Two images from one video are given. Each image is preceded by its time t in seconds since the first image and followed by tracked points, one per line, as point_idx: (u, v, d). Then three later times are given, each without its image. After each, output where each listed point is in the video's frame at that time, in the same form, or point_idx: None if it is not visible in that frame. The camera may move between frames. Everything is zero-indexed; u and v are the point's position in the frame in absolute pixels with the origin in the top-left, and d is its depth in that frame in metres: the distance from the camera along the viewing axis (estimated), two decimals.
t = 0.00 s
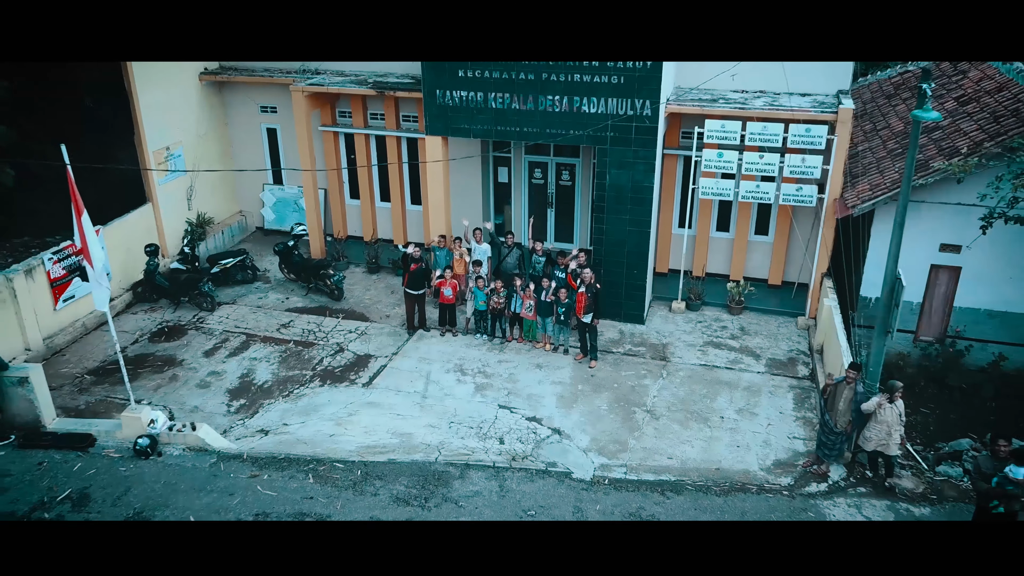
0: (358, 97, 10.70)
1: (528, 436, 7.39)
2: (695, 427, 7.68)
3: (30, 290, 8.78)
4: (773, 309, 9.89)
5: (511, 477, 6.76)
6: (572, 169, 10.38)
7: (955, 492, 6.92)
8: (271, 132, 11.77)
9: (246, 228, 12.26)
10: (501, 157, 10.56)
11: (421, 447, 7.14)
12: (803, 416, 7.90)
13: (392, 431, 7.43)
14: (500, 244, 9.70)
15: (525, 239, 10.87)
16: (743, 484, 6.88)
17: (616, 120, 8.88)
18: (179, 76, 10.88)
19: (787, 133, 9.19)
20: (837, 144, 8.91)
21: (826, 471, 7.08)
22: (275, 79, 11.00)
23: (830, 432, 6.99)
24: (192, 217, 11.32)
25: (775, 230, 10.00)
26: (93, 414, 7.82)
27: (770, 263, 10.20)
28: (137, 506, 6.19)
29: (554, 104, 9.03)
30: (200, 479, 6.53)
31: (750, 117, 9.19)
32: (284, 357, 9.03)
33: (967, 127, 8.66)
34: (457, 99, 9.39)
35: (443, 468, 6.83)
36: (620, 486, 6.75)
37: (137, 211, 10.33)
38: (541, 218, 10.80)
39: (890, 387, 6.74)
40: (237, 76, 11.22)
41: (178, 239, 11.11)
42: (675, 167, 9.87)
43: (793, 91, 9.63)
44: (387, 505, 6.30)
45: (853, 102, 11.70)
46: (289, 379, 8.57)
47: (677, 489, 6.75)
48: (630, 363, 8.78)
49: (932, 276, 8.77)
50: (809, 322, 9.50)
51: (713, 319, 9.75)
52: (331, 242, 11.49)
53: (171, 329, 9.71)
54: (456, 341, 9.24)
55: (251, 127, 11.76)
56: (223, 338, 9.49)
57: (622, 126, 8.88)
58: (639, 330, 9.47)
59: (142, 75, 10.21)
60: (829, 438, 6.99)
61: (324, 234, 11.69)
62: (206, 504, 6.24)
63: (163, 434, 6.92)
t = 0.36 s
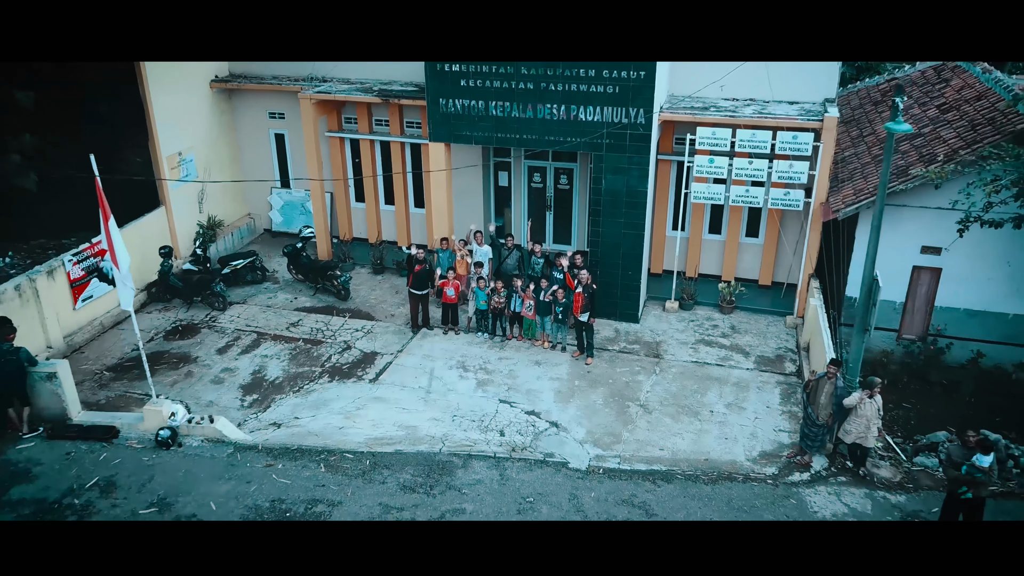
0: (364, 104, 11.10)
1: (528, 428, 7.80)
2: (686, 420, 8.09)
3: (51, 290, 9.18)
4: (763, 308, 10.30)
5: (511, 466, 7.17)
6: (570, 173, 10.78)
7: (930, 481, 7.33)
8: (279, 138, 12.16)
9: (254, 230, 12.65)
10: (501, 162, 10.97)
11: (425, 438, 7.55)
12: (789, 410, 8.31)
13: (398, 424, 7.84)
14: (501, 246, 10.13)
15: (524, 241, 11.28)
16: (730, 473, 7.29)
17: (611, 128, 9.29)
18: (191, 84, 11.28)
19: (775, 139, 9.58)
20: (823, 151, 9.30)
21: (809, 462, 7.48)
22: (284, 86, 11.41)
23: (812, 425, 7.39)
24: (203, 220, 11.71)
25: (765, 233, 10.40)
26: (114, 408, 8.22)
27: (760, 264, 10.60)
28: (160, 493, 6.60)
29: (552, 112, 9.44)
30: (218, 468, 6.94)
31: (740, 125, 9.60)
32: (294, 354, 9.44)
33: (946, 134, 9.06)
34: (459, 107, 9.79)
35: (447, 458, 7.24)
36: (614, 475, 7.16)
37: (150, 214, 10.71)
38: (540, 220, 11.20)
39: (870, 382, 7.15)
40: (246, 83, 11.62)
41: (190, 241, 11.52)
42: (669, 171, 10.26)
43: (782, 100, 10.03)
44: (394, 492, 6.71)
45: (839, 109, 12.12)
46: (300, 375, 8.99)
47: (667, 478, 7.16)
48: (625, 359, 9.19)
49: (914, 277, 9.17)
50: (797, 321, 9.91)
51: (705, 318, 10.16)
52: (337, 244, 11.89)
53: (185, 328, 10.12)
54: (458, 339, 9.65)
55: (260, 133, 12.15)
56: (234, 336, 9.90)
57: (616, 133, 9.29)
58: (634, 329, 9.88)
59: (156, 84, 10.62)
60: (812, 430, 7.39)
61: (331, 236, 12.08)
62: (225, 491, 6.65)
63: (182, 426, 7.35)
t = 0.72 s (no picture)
0: (369, 111, 11.52)
1: (527, 422, 8.24)
2: (677, 414, 8.52)
3: (71, 290, 9.60)
4: (753, 308, 10.72)
5: (511, 457, 7.61)
6: (567, 178, 11.21)
7: (906, 471, 7.77)
8: (287, 143, 12.58)
9: (262, 232, 13.07)
10: (501, 167, 11.39)
11: (430, 431, 7.99)
12: (775, 405, 8.74)
13: (404, 417, 8.27)
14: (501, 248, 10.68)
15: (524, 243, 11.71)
16: (717, 464, 7.72)
17: (606, 136, 9.72)
18: (202, 91, 11.70)
19: (764, 146, 10.00)
20: (809, 157, 9.73)
21: (792, 453, 7.91)
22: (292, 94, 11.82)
23: (795, 418, 7.82)
24: (214, 222, 12.13)
25: (756, 235, 10.81)
26: (133, 402, 8.64)
27: (750, 265, 11.02)
28: (182, 481, 7.03)
29: (551, 120, 9.87)
30: (235, 459, 7.36)
31: (730, 132, 10.01)
32: (304, 352, 9.88)
33: (926, 142, 9.49)
34: (461, 115, 10.22)
35: (451, 449, 7.68)
36: (607, 466, 7.59)
37: (164, 217, 11.12)
38: (539, 223, 11.62)
39: (850, 378, 7.57)
40: (256, 91, 12.05)
41: (202, 243, 11.93)
42: (662, 176, 10.69)
43: (771, 108, 10.45)
44: (401, 480, 7.15)
45: (827, 117, 12.55)
46: (309, 372, 9.42)
47: (658, 468, 7.59)
48: (620, 357, 9.62)
49: (896, 278, 9.59)
50: (786, 320, 10.33)
51: (697, 318, 10.59)
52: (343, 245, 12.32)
53: (198, 327, 10.54)
54: (461, 337, 10.08)
55: (268, 138, 12.57)
56: (246, 334, 10.34)
57: (611, 141, 9.72)
58: (629, 328, 10.30)
59: (171, 92, 11.06)
60: (795, 423, 7.82)
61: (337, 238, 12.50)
62: (242, 480, 7.08)
63: (200, 419, 7.79)
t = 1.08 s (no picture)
0: (374, 118, 11.96)
1: (526, 416, 8.69)
2: (668, 409, 8.97)
3: (90, 291, 10.06)
4: (743, 308, 11.17)
5: (510, 449, 8.06)
6: (565, 183, 11.65)
7: (884, 462, 8.21)
8: (294, 148, 13.03)
9: (270, 234, 13.51)
10: (501, 172, 11.84)
11: (434, 424, 8.44)
12: (761, 400, 9.19)
13: (409, 411, 8.73)
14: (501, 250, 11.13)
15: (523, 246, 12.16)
16: (705, 455, 8.17)
17: (602, 143, 10.17)
18: (213, 99, 12.16)
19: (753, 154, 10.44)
20: (796, 163, 10.17)
21: (776, 445, 8.36)
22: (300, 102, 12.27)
23: (780, 412, 8.28)
24: (224, 225, 12.58)
25: (746, 238, 11.26)
26: (152, 397, 9.09)
27: (741, 267, 11.47)
28: (201, 470, 7.48)
29: (549, 128, 10.31)
30: (250, 449, 7.82)
31: (721, 139, 10.46)
32: (312, 350, 10.33)
33: (907, 149, 9.94)
34: (463, 123, 10.67)
35: (454, 441, 8.13)
36: (601, 457, 8.04)
37: (177, 221, 11.55)
38: (538, 226, 12.07)
39: (831, 374, 8.00)
40: (265, 99, 12.50)
41: (213, 245, 12.38)
42: (656, 182, 11.14)
43: (760, 116, 10.90)
44: (407, 470, 7.60)
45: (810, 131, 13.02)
46: (318, 368, 9.88)
47: (649, 459, 8.04)
48: (615, 355, 10.07)
49: (879, 279, 10.03)
50: (774, 320, 10.77)
51: (689, 317, 11.04)
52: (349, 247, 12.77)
53: (211, 326, 10.99)
54: (463, 335, 10.53)
55: (277, 144, 13.02)
56: (257, 333, 10.79)
57: (607, 148, 10.18)
58: (623, 327, 10.76)
59: (184, 101, 11.52)
60: (779, 417, 8.29)
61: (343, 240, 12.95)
62: (258, 469, 7.53)
63: (217, 412, 8.23)
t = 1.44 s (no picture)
0: (379, 125, 12.41)
1: (524, 410, 9.16)
2: (660, 403, 9.44)
3: (108, 291, 10.51)
4: (734, 307, 11.63)
5: (510, 440, 8.53)
6: (563, 187, 12.12)
7: (863, 454, 8.68)
8: (301, 154, 13.49)
9: (278, 236, 13.97)
10: (501, 176, 12.30)
11: (437, 418, 8.92)
12: (749, 395, 9.65)
13: (414, 406, 9.20)
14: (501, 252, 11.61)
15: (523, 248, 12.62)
16: (694, 447, 8.64)
17: (598, 150, 10.63)
18: (224, 107, 12.62)
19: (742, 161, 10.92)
20: (783, 169, 10.63)
21: (762, 437, 8.82)
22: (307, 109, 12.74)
23: (765, 407, 8.73)
24: (234, 228, 13.04)
25: (736, 240, 11.72)
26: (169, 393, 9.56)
27: (732, 268, 11.93)
28: (219, 460, 7.95)
29: (547, 136, 10.78)
30: (265, 441, 8.29)
31: (712, 147, 10.95)
32: (321, 348, 10.80)
33: (889, 156, 10.41)
34: (465, 131, 11.13)
35: (456, 433, 8.60)
36: (596, 448, 8.51)
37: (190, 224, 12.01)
38: (537, 228, 12.53)
39: (813, 370, 8.46)
40: (273, 106, 12.95)
41: (223, 247, 12.85)
42: (649, 187, 11.60)
43: (749, 123, 11.37)
44: (412, 460, 8.07)
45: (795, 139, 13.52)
46: (326, 365, 10.35)
47: (641, 450, 8.51)
48: (610, 352, 10.53)
49: (863, 280, 10.47)
50: (763, 319, 11.23)
51: (682, 317, 11.50)
52: (354, 249, 13.24)
53: (223, 325, 11.46)
54: (464, 334, 11.00)
55: (284, 149, 13.48)
56: (267, 332, 11.26)
57: (602, 155, 10.64)
58: (618, 325, 11.22)
59: (197, 109, 11.98)
60: (765, 411, 8.74)
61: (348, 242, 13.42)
62: (272, 459, 8.00)
63: (233, 406, 8.71)
